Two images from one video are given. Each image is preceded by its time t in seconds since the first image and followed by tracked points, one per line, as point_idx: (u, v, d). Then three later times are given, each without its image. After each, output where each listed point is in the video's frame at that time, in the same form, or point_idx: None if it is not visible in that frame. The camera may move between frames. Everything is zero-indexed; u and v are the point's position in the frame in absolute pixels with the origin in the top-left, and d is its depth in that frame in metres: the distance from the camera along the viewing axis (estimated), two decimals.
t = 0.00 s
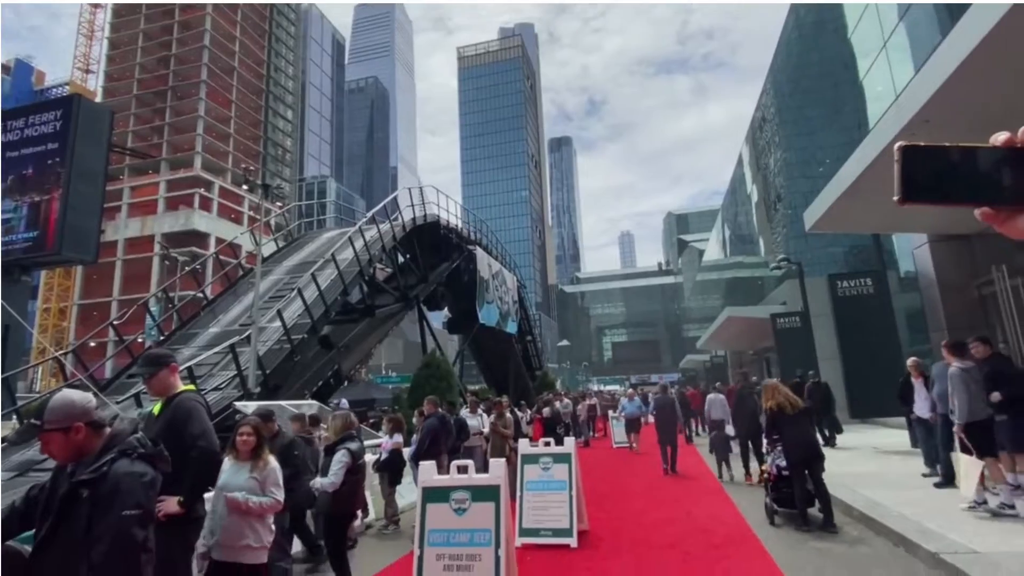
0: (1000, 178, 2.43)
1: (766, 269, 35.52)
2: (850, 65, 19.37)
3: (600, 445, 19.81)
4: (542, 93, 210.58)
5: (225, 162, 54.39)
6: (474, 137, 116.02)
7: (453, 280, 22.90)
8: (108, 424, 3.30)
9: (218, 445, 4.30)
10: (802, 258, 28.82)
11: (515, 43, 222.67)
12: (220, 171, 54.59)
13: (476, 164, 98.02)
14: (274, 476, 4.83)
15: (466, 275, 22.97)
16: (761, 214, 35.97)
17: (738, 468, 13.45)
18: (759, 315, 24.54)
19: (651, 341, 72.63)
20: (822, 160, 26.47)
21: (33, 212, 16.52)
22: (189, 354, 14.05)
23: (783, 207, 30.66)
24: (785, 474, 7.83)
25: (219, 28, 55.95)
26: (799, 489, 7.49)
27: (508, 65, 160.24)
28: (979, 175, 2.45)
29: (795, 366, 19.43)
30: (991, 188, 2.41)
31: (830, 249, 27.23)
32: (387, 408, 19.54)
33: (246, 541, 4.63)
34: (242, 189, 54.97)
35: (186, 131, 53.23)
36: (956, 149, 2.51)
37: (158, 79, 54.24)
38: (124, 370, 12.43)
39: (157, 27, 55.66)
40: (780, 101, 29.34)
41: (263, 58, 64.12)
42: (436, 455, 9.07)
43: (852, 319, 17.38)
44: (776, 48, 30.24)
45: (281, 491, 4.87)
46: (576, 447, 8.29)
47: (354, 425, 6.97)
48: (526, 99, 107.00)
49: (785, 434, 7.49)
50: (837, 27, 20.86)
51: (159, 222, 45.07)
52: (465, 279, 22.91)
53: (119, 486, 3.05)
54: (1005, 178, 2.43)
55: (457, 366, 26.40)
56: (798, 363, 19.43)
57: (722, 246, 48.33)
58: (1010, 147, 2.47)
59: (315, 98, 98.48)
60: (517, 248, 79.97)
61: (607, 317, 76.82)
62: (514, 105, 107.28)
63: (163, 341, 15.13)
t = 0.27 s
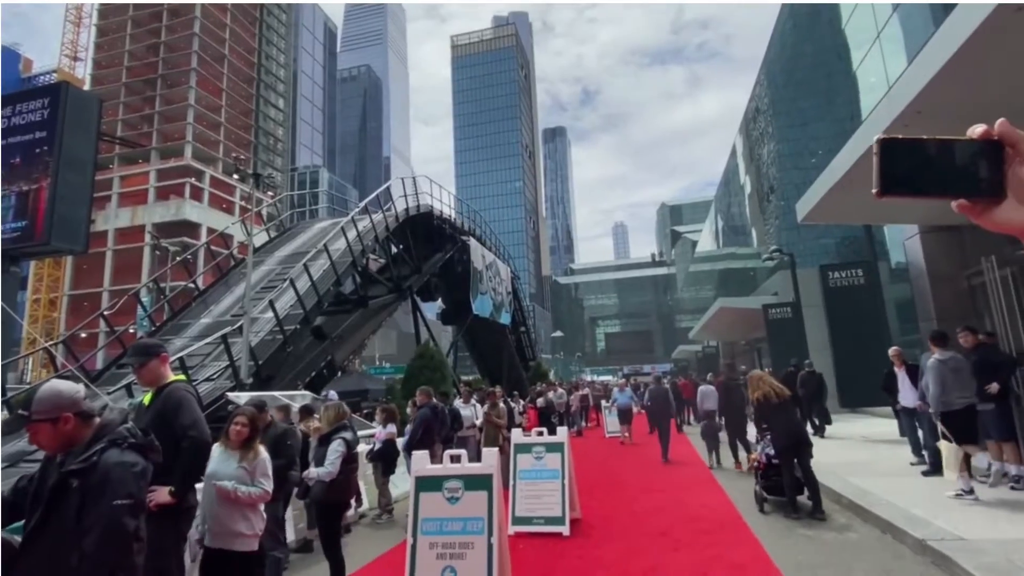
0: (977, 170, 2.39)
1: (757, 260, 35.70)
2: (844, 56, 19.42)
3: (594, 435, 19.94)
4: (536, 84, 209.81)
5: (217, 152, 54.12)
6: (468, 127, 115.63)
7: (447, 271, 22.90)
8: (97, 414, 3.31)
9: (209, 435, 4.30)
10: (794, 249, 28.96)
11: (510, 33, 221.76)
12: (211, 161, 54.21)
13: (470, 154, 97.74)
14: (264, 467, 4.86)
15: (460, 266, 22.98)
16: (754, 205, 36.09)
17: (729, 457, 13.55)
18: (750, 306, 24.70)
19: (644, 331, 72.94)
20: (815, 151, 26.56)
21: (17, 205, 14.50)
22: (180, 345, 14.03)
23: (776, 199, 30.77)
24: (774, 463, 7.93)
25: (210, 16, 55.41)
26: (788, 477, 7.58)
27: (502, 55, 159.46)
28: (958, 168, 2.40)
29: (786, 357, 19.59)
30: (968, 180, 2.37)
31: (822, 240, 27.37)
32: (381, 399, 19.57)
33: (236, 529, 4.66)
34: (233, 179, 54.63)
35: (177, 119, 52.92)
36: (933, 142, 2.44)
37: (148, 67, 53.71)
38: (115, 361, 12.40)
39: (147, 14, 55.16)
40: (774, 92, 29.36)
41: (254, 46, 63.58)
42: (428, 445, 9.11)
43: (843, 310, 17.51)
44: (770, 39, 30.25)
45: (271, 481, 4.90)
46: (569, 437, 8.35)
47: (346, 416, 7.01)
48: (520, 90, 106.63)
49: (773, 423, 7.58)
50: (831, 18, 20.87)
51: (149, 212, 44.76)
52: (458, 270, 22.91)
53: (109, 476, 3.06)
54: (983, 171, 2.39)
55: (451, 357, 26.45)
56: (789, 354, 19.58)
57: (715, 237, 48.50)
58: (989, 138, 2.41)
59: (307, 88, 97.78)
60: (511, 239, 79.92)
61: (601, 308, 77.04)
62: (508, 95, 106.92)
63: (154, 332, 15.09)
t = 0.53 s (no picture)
0: (956, 162, 2.26)
1: (749, 254, 35.87)
2: (837, 49, 19.44)
3: (586, 427, 20.03)
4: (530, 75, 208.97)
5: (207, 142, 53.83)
6: (461, 119, 115.27)
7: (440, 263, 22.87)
8: (83, 407, 3.34)
9: (198, 426, 4.30)
10: (786, 243, 29.10)
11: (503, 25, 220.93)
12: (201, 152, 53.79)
13: (463, 147, 97.47)
14: (260, 463, 4.92)
15: (453, 259, 22.97)
16: (746, 198, 36.21)
17: (719, 449, 13.68)
18: (741, 300, 24.82)
19: (636, 324, 73.17)
20: (807, 145, 26.66)
21: None
22: (170, 337, 13.99)
23: (768, 192, 30.87)
24: (763, 454, 7.99)
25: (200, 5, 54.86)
26: (777, 468, 7.65)
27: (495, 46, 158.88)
28: (938, 161, 2.28)
29: (777, 349, 19.73)
30: (950, 171, 2.25)
31: (814, 234, 27.53)
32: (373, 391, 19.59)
33: (234, 523, 4.73)
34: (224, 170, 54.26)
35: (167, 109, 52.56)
36: (912, 134, 2.33)
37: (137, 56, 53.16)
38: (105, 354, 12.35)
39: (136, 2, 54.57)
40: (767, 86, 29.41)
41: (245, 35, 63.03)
42: (421, 436, 9.16)
43: (833, 303, 17.63)
44: (763, 33, 30.27)
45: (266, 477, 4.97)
46: (561, 429, 8.39)
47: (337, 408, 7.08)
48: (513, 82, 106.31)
49: (762, 415, 7.66)
50: (824, 12, 20.90)
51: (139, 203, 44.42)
52: (451, 262, 22.90)
53: (97, 468, 3.08)
54: (962, 162, 2.26)
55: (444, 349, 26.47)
56: (779, 346, 19.72)
57: (707, 230, 48.64)
58: (965, 133, 2.27)
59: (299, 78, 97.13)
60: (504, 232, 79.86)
61: (593, 301, 77.18)
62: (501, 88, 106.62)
63: (144, 324, 15.04)
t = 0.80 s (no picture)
0: (937, 164, 2.14)
1: (740, 250, 36.00)
2: (829, 46, 19.45)
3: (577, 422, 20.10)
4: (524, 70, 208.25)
5: (197, 135, 53.38)
6: (453, 114, 114.83)
7: (432, 258, 22.80)
8: (67, 405, 3.33)
9: (188, 420, 4.29)
10: (777, 239, 29.22)
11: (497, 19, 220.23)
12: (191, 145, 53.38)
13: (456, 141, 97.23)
14: (271, 459, 5.13)
15: (445, 253, 22.90)
16: (738, 195, 36.32)
17: (710, 444, 13.75)
18: (733, 296, 24.94)
19: (628, 320, 73.32)
20: (799, 142, 26.75)
21: None
22: (160, 332, 13.95)
23: (760, 189, 30.97)
24: (753, 449, 8.06)
25: None
26: (766, 463, 7.73)
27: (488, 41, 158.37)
28: (916, 163, 2.19)
29: (768, 345, 19.85)
30: (927, 172, 2.14)
31: (805, 230, 27.64)
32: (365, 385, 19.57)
33: (247, 519, 4.93)
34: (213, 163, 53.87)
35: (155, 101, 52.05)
36: (901, 139, 2.29)
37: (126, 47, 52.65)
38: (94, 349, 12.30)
39: None
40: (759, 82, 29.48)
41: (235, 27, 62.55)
42: (413, 431, 9.18)
43: (823, 299, 17.74)
44: (756, 30, 30.32)
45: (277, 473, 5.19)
46: (552, 423, 8.43)
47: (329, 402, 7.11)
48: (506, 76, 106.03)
49: (752, 409, 7.73)
50: (816, 9, 20.95)
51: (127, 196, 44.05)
52: (443, 257, 22.86)
53: (84, 464, 3.10)
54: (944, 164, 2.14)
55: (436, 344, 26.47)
56: (770, 342, 19.84)
57: (700, 226, 48.77)
58: (952, 139, 2.14)
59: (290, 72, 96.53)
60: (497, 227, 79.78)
61: (586, 296, 77.24)
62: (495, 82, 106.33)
63: (133, 318, 14.98)
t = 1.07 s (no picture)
0: (906, 193, 1.89)
1: (732, 249, 36.18)
2: (821, 47, 19.52)
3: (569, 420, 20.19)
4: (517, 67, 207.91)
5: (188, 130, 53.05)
6: (446, 111, 114.63)
7: (425, 256, 22.78)
8: (53, 402, 3.32)
9: (178, 417, 4.28)
10: (768, 239, 29.35)
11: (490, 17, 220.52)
12: (182, 140, 53.13)
13: (449, 139, 97.07)
14: (274, 453, 5.48)
15: (438, 251, 22.90)
16: (730, 194, 36.50)
17: (701, 442, 13.82)
18: (724, 294, 25.09)
19: (620, 318, 73.47)
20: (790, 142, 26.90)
21: None
22: (149, 328, 13.90)
23: (751, 189, 31.12)
24: (742, 446, 8.12)
25: None
26: (755, 461, 7.78)
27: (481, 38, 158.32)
28: (887, 194, 1.92)
29: (758, 343, 19.96)
30: (893, 201, 1.89)
31: (796, 230, 27.80)
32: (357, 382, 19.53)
33: (255, 511, 5.28)
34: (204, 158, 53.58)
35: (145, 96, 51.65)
36: (875, 164, 1.96)
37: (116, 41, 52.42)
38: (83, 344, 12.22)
39: None
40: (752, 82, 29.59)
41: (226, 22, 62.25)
42: (405, 429, 9.17)
43: (813, 298, 17.85)
44: (748, 30, 30.46)
45: (281, 467, 5.53)
46: (544, 421, 8.45)
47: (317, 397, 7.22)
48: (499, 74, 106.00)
49: (742, 407, 7.79)
50: (809, 10, 21.06)
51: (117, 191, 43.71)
52: (436, 254, 22.84)
53: (70, 462, 3.10)
54: (915, 194, 1.90)
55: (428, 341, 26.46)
56: (760, 340, 19.95)
57: (692, 225, 48.92)
58: (922, 167, 1.91)
59: (283, 67, 96.13)
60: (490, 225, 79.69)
61: (578, 295, 77.30)
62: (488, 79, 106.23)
63: (122, 314, 14.91)
